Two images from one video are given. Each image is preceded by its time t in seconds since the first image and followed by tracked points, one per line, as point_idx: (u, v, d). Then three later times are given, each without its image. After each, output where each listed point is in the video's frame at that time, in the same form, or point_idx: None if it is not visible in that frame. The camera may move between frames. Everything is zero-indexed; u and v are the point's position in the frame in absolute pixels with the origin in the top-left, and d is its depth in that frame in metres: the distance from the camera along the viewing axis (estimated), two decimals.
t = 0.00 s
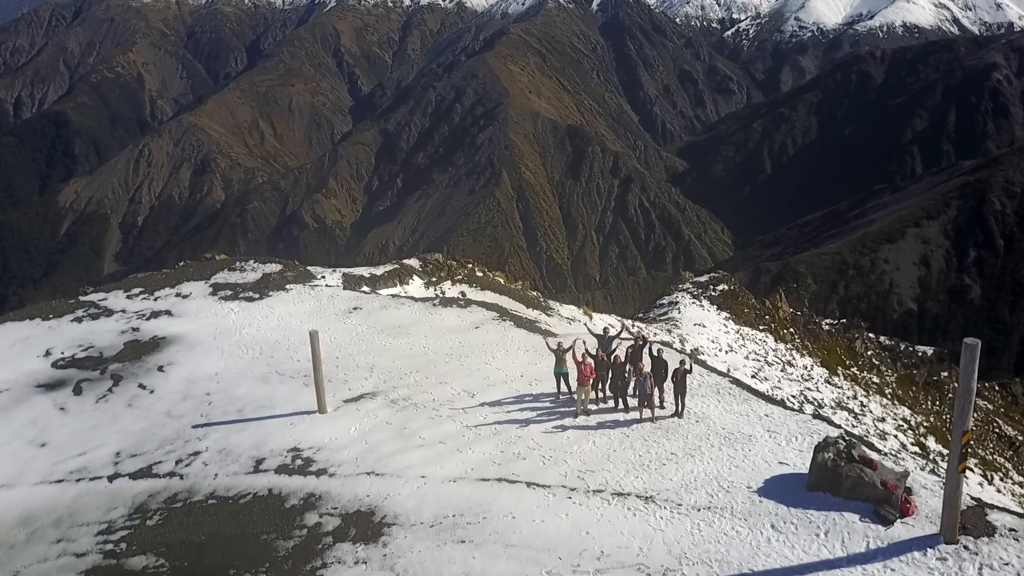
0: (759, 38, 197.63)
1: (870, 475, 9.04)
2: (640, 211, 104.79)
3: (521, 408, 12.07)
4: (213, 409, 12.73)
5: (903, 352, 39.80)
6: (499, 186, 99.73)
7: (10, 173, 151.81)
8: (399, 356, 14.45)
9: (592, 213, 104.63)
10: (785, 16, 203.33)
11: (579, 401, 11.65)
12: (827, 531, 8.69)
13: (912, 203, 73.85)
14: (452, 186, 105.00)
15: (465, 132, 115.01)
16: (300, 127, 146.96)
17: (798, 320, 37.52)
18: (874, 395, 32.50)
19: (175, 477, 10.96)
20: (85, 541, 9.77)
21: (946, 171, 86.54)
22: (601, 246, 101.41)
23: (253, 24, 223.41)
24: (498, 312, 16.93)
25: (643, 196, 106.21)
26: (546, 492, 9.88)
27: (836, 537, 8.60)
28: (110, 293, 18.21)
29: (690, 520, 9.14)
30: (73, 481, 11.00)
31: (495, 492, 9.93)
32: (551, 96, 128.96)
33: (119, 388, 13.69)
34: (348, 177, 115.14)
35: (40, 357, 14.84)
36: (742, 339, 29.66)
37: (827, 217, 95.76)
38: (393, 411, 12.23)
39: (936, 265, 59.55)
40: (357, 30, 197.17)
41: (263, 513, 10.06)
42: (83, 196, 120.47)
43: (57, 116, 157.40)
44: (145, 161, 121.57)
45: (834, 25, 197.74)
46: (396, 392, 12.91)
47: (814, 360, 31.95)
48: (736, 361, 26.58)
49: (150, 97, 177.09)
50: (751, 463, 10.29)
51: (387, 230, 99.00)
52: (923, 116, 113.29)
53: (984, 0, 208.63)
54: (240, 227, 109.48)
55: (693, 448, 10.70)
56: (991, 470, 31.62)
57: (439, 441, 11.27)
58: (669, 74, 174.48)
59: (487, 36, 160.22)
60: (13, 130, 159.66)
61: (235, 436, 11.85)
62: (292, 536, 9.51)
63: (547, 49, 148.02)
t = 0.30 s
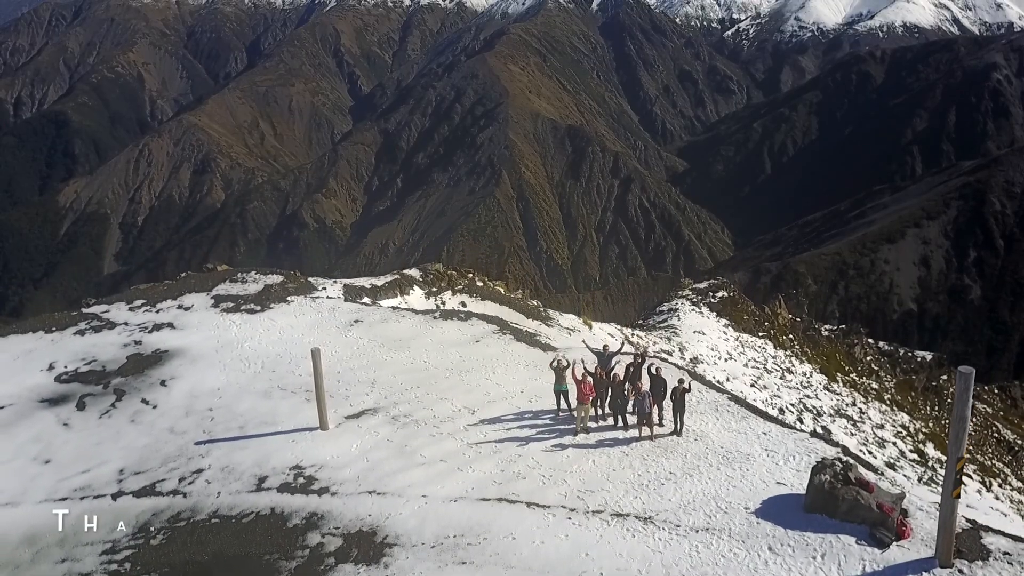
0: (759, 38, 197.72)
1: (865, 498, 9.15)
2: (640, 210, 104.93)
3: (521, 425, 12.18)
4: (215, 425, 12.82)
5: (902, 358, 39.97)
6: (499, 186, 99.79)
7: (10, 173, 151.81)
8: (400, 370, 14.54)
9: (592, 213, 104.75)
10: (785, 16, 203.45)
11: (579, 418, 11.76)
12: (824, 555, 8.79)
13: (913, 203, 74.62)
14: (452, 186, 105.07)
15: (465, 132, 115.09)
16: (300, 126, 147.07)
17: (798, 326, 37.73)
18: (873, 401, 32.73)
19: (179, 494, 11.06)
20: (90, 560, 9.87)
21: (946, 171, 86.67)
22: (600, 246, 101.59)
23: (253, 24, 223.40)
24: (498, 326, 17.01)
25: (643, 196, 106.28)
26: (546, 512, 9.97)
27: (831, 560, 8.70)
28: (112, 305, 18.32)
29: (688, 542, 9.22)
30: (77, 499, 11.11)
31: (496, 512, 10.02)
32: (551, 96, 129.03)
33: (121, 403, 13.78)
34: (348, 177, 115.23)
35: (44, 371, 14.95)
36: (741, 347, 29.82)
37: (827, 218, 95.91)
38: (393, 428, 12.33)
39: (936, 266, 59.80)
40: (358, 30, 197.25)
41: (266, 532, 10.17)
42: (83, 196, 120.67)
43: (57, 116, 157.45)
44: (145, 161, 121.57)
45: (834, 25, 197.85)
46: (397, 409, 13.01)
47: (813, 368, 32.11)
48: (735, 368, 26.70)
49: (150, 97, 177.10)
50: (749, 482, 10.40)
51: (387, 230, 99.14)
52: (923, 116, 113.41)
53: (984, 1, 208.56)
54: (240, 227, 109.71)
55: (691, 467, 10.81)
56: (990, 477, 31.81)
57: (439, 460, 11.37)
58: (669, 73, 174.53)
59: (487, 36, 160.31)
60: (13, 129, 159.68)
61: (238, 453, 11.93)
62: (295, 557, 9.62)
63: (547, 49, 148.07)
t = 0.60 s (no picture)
0: (759, 38, 197.91)
1: (862, 522, 9.25)
2: (640, 211, 105.11)
3: (521, 443, 12.32)
4: (218, 442, 12.95)
5: (901, 363, 40.19)
6: (499, 186, 99.95)
7: (10, 173, 151.93)
8: (401, 387, 14.65)
9: (592, 213, 104.92)
10: (786, 16, 203.56)
11: (578, 438, 11.88)
12: None
13: (912, 204, 76.57)
14: (453, 186, 105.18)
15: (465, 133, 115.19)
16: (300, 126, 147.27)
17: (797, 332, 37.96)
18: (872, 408, 32.93)
19: (183, 514, 11.17)
20: None
21: (946, 172, 86.74)
22: (601, 246, 101.82)
23: (252, 24, 223.46)
24: (499, 339, 17.10)
25: (643, 196, 106.42)
26: (546, 533, 10.07)
27: None
28: (114, 318, 18.45)
29: (686, 565, 9.32)
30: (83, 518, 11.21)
31: (497, 534, 10.13)
32: (551, 96, 129.17)
33: (124, 419, 13.89)
34: (348, 177, 115.38)
35: (47, 387, 15.04)
36: (740, 355, 30.03)
37: (827, 218, 96.05)
38: (394, 446, 12.46)
39: (935, 266, 61.61)
40: (358, 30, 197.42)
41: (270, 552, 10.28)
42: (83, 196, 120.97)
43: (57, 116, 157.75)
44: (145, 161, 121.70)
45: (834, 25, 197.90)
46: (398, 427, 13.12)
47: (812, 375, 32.30)
48: (734, 377, 26.79)
49: (150, 97, 177.16)
50: (747, 504, 10.49)
51: (387, 231, 99.34)
52: (923, 117, 113.62)
53: (985, 1, 208.59)
54: (240, 227, 110.13)
55: (689, 489, 10.89)
56: (988, 483, 32.02)
57: (439, 480, 11.47)
58: (669, 73, 174.68)
59: (487, 36, 160.49)
60: (13, 130, 159.84)
61: (241, 471, 12.06)
62: None
63: (547, 49, 148.19)
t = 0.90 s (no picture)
0: (759, 38, 197.89)
1: (858, 543, 9.34)
2: (640, 210, 105.17)
3: (521, 460, 12.42)
4: (221, 458, 13.04)
5: (900, 367, 40.32)
6: (499, 186, 100.17)
7: (10, 173, 152.14)
8: (402, 400, 14.74)
9: (593, 213, 105.06)
10: (786, 16, 203.55)
11: (578, 455, 12.01)
12: None
13: (911, 204, 77.17)
14: (453, 186, 105.25)
15: (465, 133, 115.27)
16: (300, 126, 147.35)
17: (796, 337, 38.12)
18: (872, 414, 33.11)
19: (187, 531, 11.27)
20: None
21: (946, 172, 86.67)
22: (601, 246, 101.94)
23: (252, 24, 223.53)
24: (499, 352, 17.19)
25: (643, 196, 106.46)
26: (546, 552, 10.18)
27: None
28: (117, 330, 18.55)
29: None
30: (87, 535, 11.35)
31: (497, 552, 10.24)
32: (551, 96, 129.23)
33: (128, 434, 14.00)
34: (348, 177, 115.48)
35: (51, 401, 15.17)
36: (740, 362, 30.19)
37: (827, 218, 96.13)
38: (395, 463, 12.55)
39: (936, 266, 62.59)
40: (358, 30, 197.51)
41: (273, 571, 10.40)
42: (84, 197, 121.14)
43: (58, 116, 158.00)
44: (145, 161, 121.83)
45: (835, 25, 197.73)
46: (400, 442, 13.23)
47: (812, 381, 32.45)
48: (733, 384, 26.92)
49: (150, 97, 177.27)
50: (745, 523, 10.58)
51: (387, 231, 99.50)
52: (923, 117, 113.64)
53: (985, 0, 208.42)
54: (240, 227, 110.36)
55: (687, 507, 10.99)
56: (986, 488, 32.16)
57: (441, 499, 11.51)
58: (669, 74, 174.66)
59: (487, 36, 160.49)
60: (13, 130, 160.05)
61: (244, 487, 12.16)
62: None
63: (547, 49, 148.23)
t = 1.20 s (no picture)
0: (760, 31, 197.36)
1: (853, 556, 9.45)
2: (640, 203, 105.10)
3: (522, 470, 12.54)
4: (224, 467, 13.16)
5: (899, 366, 40.47)
6: (499, 179, 100.27)
7: (10, 167, 152.16)
8: (403, 408, 14.87)
9: (592, 207, 105.12)
10: (786, 9, 202.93)
11: (578, 465, 12.13)
12: None
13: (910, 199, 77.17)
14: (452, 180, 105.19)
15: (465, 127, 115.15)
16: (300, 119, 147.23)
17: (795, 336, 38.24)
18: (870, 413, 33.33)
19: (191, 541, 11.40)
20: None
21: (947, 167, 86.60)
22: (601, 241, 102.07)
23: (252, 17, 223.04)
24: (500, 358, 17.27)
25: (643, 190, 106.42)
26: (546, 563, 10.32)
27: None
28: (120, 334, 18.68)
29: None
30: (92, 545, 11.50)
31: (498, 565, 10.37)
32: (551, 89, 129.00)
33: (132, 442, 14.13)
34: (348, 171, 115.41)
35: (55, 408, 15.30)
36: (739, 362, 30.33)
37: (827, 212, 96.12)
38: (397, 472, 12.69)
39: (936, 259, 62.73)
40: (357, 23, 197.09)
41: None
42: (83, 190, 121.17)
43: (57, 109, 157.93)
44: (145, 155, 121.86)
45: (835, 19, 197.21)
46: (401, 451, 13.36)
47: (811, 381, 32.61)
48: (733, 385, 27.06)
49: (150, 91, 177.07)
50: (742, 534, 10.72)
51: (386, 225, 99.61)
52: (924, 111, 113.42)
53: None
54: (240, 221, 110.55)
55: (686, 517, 11.13)
56: (983, 487, 32.41)
57: (441, 510, 11.60)
58: (669, 67, 174.36)
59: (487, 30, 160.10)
60: (13, 123, 160.03)
61: (247, 496, 12.28)
62: None
63: (547, 42, 147.85)
